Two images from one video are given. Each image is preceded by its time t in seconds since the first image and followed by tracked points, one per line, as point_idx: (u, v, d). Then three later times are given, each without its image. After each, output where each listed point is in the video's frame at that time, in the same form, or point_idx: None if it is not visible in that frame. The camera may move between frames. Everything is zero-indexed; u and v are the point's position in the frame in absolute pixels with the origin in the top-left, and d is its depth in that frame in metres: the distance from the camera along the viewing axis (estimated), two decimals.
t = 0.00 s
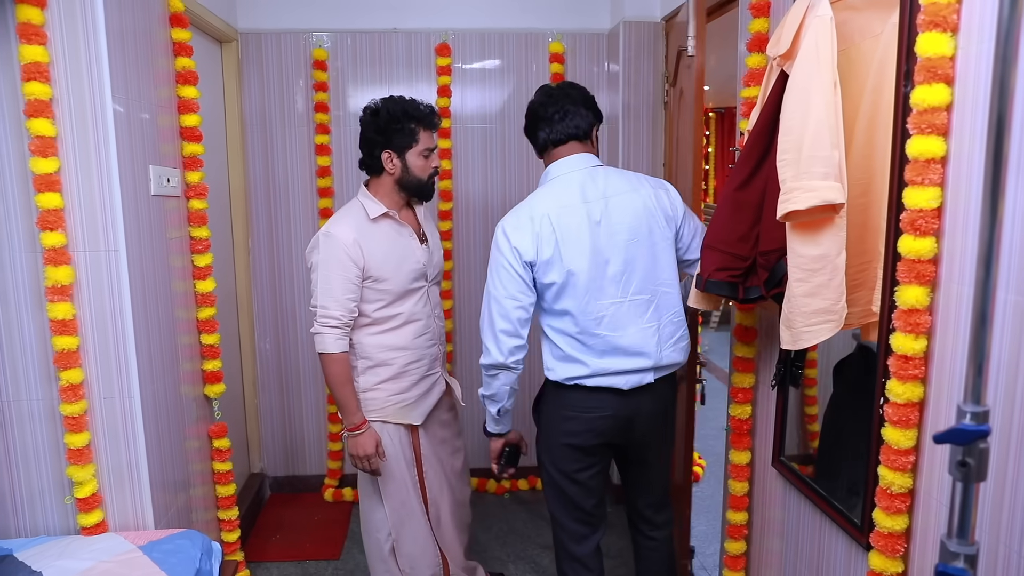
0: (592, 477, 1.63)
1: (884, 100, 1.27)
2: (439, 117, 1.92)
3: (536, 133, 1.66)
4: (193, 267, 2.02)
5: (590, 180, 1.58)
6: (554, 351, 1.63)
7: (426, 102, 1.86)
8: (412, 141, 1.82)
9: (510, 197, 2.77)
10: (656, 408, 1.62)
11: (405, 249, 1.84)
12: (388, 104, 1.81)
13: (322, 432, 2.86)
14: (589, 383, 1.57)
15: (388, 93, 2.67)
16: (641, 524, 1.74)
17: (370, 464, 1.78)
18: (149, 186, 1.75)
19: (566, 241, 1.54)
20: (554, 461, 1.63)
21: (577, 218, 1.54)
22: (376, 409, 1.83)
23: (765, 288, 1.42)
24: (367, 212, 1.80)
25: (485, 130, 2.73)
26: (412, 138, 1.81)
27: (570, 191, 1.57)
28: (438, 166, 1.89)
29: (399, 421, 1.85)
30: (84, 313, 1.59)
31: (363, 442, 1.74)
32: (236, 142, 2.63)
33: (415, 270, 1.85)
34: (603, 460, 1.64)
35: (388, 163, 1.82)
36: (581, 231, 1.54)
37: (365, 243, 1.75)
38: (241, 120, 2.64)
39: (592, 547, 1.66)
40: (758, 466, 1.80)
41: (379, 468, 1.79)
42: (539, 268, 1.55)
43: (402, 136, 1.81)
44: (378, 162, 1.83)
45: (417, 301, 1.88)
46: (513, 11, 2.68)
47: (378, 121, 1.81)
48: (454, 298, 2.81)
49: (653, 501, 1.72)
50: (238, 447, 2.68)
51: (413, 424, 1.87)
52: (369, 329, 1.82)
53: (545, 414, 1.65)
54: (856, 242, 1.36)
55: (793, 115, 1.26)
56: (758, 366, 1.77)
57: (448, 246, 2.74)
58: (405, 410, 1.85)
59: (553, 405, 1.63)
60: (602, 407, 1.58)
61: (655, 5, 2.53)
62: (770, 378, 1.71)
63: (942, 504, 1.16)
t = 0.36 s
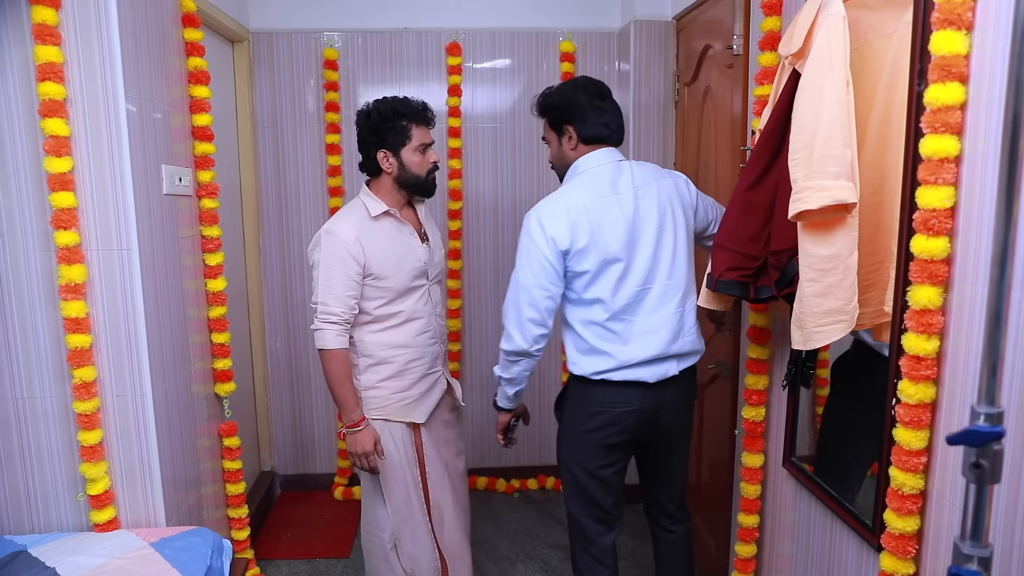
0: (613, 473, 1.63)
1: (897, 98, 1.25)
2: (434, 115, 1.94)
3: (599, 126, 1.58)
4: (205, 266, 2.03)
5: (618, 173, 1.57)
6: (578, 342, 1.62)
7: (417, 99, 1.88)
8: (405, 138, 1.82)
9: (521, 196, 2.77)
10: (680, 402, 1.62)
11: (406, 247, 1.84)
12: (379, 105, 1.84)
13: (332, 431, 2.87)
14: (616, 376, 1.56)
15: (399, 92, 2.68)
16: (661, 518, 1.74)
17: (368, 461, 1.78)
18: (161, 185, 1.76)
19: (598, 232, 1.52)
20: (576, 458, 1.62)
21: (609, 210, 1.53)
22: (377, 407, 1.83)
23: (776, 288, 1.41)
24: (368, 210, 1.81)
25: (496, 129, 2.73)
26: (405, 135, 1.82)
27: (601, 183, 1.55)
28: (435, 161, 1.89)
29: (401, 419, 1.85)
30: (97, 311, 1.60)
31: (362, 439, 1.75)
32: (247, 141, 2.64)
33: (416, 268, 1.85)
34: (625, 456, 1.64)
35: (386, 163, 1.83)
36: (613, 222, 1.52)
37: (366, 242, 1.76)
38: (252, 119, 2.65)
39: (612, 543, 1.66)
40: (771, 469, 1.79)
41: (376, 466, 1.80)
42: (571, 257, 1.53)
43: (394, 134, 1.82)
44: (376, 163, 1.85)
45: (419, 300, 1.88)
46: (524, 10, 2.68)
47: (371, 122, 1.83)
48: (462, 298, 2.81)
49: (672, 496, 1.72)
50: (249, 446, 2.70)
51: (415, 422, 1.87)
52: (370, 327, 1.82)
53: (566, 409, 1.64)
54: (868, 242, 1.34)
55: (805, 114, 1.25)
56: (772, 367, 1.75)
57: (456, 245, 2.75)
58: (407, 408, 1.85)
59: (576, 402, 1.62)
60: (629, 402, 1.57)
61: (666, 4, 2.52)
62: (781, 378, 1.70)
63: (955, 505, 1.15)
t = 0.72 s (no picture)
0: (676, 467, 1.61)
1: (904, 98, 1.25)
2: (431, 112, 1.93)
3: (652, 133, 1.64)
4: (211, 265, 2.04)
5: (670, 171, 1.62)
6: (657, 337, 1.58)
7: (414, 97, 1.88)
8: (401, 134, 1.83)
9: (527, 196, 2.77)
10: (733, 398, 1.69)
11: (399, 242, 1.82)
12: (375, 104, 1.85)
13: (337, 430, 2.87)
14: (700, 364, 1.59)
15: (405, 91, 2.68)
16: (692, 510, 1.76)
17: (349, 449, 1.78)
18: (168, 184, 1.76)
19: (676, 225, 1.53)
20: (654, 450, 1.58)
21: (678, 205, 1.55)
22: (361, 399, 1.81)
23: (783, 287, 1.41)
24: (365, 204, 1.80)
25: (502, 129, 2.73)
26: (401, 131, 1.82)
27: (659, 181, 1.57)
28: (432, 157, 1.88)
29: (384, 414, 1.82)
30: (104, 310, 1.61)
31: (345, 425, 1.75)
32: (254, 141, 2.65)
33: (408, 264, 1.84)
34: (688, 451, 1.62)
35: (383, 160, 1.84)
36: (683, 216, 1.55)
37: (360, 234, 1.75)
38: (259, 118, 2.66)
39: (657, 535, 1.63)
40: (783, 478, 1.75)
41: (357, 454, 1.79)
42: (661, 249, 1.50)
43: (390, 131, 1.82)
44: (374, 160, 1.86)
45: (410, 295, 1.87)
46: (529, 10, 2.68)
47: (367, 121, 1.85)
48: (468, 297, 2.80)
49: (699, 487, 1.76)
50: (255, 444, 2.70)
51: (399, 418, 1.84)
52: (359, 320, 1.81)
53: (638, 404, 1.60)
54: (875, 242, 1.34)
55: (811, 113, 1.25)
56: (782, 370, 1.73)
57: (462, 245, 2.74)
58: (392, 403, 1.82)
59: (659, 393, 1.59)
60: (706, 393, 1.60)
61: (672, 3, 2.51)
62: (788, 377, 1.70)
63: (962, 506, 1.15)
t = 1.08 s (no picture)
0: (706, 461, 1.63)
1: (911, 96, 1.24)
2: (423, 111, 1.91)
3: (658, 138, 1.65)
4: (217, 264, 2.05)
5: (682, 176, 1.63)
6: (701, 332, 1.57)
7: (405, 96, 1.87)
8: (393, 134, 1.81)
9: (532, 196, 2.77)
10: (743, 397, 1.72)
11: (389, 243, 1.80)
12: (366, 104, 1.84)
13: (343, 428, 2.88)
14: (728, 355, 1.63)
15: (410, 90, 2.68)
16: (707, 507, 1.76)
17: (330, 450, 1.76)
18: (174, 183, 1.77)
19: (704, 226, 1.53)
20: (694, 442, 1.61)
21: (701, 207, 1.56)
22: (347, 401, 1.80)
23: (788, 287, 1.41)
24: (355, 205, 1.79)
25: (507, 129, 2.73)
26: (393, 131, 1.81)
27: (675, 180, 1.58)
28: (426, 155, 1.86)
29: (370, 417, 1.81)
30: (111, 308, 1.61)
31: (322, 426, 1.73)
32: (259, 140, 2.65)
33: (398, 267, 1.81)
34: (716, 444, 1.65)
35: (375, 159, 1.83)
36: (706, 217, 1.56)
37: (347, 235, 1.74)
38: (264, 117, 2.66)
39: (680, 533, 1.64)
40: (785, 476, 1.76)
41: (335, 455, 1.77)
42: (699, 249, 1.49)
43: (382, 131, 1.81)
44: (366, 160, 1.84)
45: (400, 298, 1.84)
46: (534, 9, 2.68)
47: (359, 120, 1.85)
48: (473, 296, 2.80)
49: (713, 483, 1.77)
50: (260, 442, 2.71)
51: (385, 422, 1.83)
52: (347, 322, 1.79)
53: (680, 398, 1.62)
54: (882, 241, 1.33)
55: (817, 111, 1.24)
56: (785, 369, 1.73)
57: (467, 244, 2.74)
58: (379, 406, 1.81)
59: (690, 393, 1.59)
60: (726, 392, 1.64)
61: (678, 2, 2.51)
62: (793, 378, 1.70)
63: (969, 507, 1.14)
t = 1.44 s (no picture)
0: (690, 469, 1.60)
1: (919, 95, 1.23)
2: (406, 107, 1.77)
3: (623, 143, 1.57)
4: (224, 263, 2.05)
5: (669, 173, 1.58)
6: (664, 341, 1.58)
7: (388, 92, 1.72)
8: (375, 134, 1.67)
9: (538, 195, 2.77)
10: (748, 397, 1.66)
11: (372, 250, 1.67)
12: (345, 101, 1.69)
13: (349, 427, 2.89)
14: (708, 367, 1.57)
15: (416, 90, 2.68)
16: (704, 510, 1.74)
17: (327, 472, 1.62)
18: (181, 182, 1.77)
19: (674, 233, 1.51)
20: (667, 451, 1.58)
21: (677, 210, 1.53)
22: (334, 419, 1.68)
23: (795, 287, 1.41)
24: (333, 209, 1.65)
25: (514, 129, 2.73)
26: (375, 131, 1.67)
27: (656, 185, 1.54)
28: (409, 156, 1.72)
29: (358, 434, 1.69)
30: (118, 307, 1.62)
31: (320, 448, 1.60)
32: (266, 140, 2.66)
33: (382, 274, 1.69)
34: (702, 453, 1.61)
35: (357, 161, 1.69)
36: (683, 222, 1.53)
37: (329, 241, 1.61)
38: (271, 117, 2.67)
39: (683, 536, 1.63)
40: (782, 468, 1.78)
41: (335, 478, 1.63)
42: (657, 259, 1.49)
43: (364, 131, 1.66)
44: (346, 161, 1.70)
45: (386, 307, 1.72)
46: (540, 8, 2.68)
47: (338, 119, 1.69)
48: (478, 295, 2.81)
49: (710, 486, 1.74)
50: (267, 441, 2.72)
51: (373, 439, 1.70)
52: (330, 336, 1.66)
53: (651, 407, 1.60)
54: (889, 241, 1.32)
55: (825, 110, 1.24)
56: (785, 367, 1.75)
57: (473, 244, 2.74)
58: (367, 422, 1.69)
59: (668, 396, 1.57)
60: (719, 394, 1.59)
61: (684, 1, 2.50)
62: (799, 378, 1.69)
63: (976, 507, 1.14)
